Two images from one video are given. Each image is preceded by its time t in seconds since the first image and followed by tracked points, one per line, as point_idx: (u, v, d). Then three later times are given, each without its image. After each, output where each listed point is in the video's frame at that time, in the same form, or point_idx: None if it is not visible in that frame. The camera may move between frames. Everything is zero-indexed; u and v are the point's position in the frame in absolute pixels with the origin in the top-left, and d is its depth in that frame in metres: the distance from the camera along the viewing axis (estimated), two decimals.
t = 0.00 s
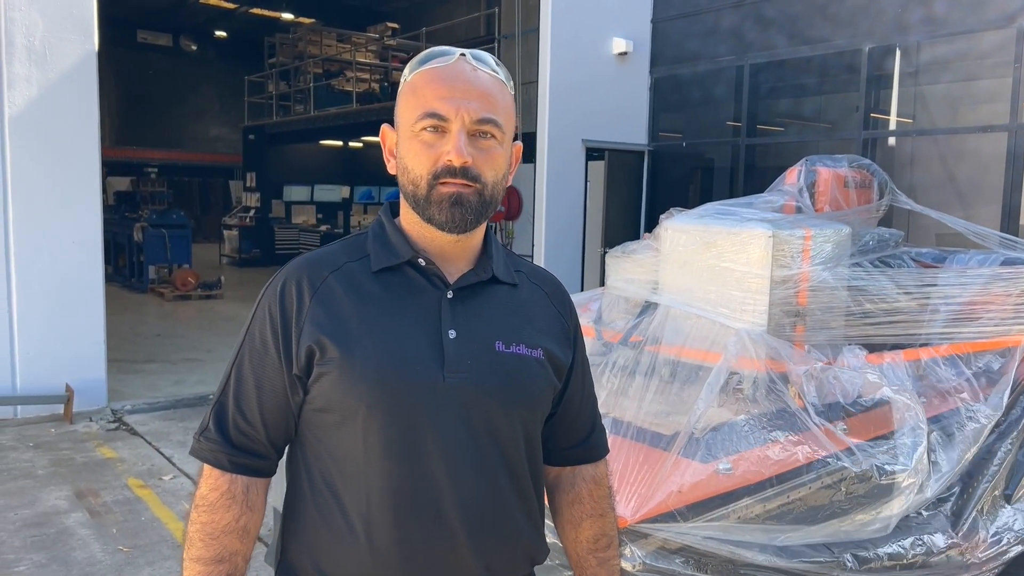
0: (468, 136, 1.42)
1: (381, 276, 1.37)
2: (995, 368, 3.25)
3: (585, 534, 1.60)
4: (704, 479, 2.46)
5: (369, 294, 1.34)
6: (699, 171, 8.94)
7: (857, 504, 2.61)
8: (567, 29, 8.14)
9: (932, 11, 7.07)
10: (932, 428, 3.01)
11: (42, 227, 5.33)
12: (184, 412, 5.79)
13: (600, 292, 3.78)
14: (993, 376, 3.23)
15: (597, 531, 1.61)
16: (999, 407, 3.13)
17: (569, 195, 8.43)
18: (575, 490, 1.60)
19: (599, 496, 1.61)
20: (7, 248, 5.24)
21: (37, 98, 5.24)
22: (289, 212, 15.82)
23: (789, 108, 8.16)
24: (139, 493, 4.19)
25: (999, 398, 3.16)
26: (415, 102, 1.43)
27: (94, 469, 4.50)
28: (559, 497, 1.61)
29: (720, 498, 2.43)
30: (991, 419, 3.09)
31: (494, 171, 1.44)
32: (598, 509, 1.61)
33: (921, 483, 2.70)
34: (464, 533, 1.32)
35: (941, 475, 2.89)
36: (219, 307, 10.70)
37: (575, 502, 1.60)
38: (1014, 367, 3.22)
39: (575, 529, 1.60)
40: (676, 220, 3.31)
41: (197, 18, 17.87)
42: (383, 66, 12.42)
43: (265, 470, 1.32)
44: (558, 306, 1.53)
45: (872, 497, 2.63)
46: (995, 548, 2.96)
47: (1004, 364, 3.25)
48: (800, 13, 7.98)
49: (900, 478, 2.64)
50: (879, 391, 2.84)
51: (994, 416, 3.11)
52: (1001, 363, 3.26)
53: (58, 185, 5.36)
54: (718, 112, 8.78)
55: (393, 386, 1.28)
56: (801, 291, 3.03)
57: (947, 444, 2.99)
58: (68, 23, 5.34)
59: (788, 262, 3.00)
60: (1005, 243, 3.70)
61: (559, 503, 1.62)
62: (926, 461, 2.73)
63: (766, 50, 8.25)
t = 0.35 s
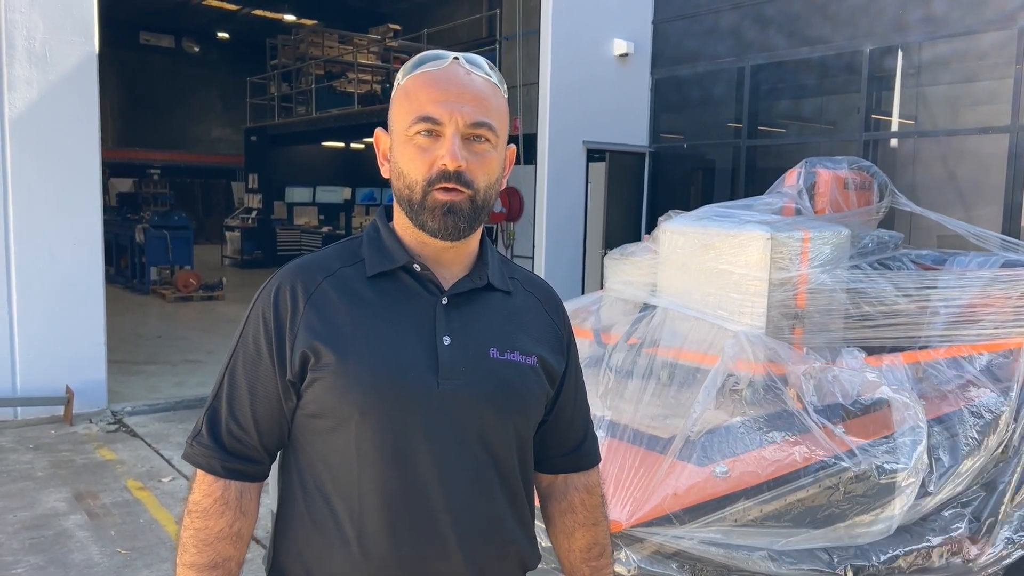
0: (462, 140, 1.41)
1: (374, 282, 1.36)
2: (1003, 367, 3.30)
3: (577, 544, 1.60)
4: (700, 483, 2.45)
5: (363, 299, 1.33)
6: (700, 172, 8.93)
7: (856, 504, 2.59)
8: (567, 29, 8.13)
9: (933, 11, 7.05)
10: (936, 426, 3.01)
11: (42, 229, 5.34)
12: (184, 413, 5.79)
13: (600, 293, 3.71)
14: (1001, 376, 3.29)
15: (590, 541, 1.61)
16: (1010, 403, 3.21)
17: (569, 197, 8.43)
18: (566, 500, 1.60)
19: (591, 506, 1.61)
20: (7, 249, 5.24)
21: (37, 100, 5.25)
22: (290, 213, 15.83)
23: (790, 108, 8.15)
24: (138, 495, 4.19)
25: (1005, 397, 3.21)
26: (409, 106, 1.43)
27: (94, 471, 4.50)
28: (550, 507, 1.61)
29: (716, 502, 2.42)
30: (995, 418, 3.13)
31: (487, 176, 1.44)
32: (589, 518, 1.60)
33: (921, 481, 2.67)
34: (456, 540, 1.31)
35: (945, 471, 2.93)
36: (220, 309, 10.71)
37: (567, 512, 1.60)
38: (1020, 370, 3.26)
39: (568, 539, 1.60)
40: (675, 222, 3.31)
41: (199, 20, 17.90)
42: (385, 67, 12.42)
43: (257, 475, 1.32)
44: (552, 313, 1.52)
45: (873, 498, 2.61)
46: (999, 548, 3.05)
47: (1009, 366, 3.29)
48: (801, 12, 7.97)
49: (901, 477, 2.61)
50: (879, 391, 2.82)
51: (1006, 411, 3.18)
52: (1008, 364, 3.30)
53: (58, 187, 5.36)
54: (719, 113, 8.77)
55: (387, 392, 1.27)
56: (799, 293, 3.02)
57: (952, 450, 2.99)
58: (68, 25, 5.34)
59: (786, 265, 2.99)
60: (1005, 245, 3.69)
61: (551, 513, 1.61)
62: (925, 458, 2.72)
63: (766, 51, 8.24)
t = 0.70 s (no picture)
0: (464, 144, 1.41)
1: (376, 285, 1.36)
2: (1006, 369, 3.29)
3: (574, 548, 1.59)
4: (700, 486, 2.44)
5: (365, 303, 1.32)
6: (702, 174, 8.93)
7: (858, 505, 2.57)
8: (569, 30, 8.13)
9: (935, 11, 7.04)
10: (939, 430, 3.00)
11: (44, 231, 5.35)
12: (185, 415, 5.79)
13: (601, 295, 3.72)
14: (1004, 377, 3.28)
15: (586, 545, 1.60)
16: (1011, 404, 3.21)
17: (571, 198, 8.42)
18: (565, 503, 1.59)
19: (588, 510, 1.60)
20: (8, 251, 5.25)
21: (38, 102, 5.26)
22: (293, 215, 15.84)
23: (792, 109, 8.14)
24: (138, 497, 4.19)
25: (1008, 398, 3.22)
26: (411, 109, 1.42)
27: (94, 473, 4.50)
28: (548, 511, 1.60)
29: (716, 504, 2.40)
30: (998, 420, 3.14)
31: (489, 179, 1.43)
32: (587, 522, 1.60)
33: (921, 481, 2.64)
34: (457, 545, 1.31)
35: (948, 473, 2.92)
36: (222, 310, 10.72)
37: (564, 515, 1.59)
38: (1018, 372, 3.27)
39: (564, 543, 1.59)
40: (675, 224, 3.31)
41: (202, 22, 17.94)
42: (387, 69, 12.42)
43: (259, 478, 1.31)
44: (552, 316, 1.52)
45: (874, 499, 2.58)
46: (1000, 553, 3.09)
47: (1008, 368, 3.29)
48: (802, 13, 7.96)
49: (901, 476, 2.60)
50: (878, 393, 2.83)
51: (1007, 413, 3.18)
52: (1010, 365, 3.29)
53: (59, 189, 5.37)
54: (721, 114, 8.76)
55: (388, 395, 1.27)
56: (800, 295, 3.02)
57: (954, 451, 2.98)
58: (70, 27, 5.35)
59: (787, 267, 2.99)
60: (1007, 247, 3.68)
61: (549, 517, 1.61)
62: (926, 459, 2.69)
63: (768, 51, 8.23)
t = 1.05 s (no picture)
0: (476, 138, 1.38)
1: (385, 280, 1.34)
2: (1009, 368, 3.28)
3: (586, 544, 1.58)
4: (704, 484, 2.43)
5: (375, 298, 1.30)
6: (704, 174, 8.94)
7: (865, 500, 2.57)
8: (571, 30, 8.13)
9: (938, 11, 7.04)
10: (943, 427, 2.99)
11: (46, 230, 5.35)
12: (187, 415, 5.78)
13: (604, 293, 3.73)
14: (1007, 376, 3.27)
15: (598, 540, 1.59)
16: (1015, 404, 3.21)
17: (573, 199, 8.42)
18: (574, 500, 1.58)
19: (598, 504, 1.60)
20: (11, 250, 5.25)
21: (42, 102, 5.26)
22: (294, 216, 15.85)
23: (794, 109, 8.13)
24: (141, 496, 4.19)
25: (1013, 398, 3.22)
26: (422, 103, 1.39)
27: (96, 473, 4.50)
28: (557, 508, 1.59)
29: (723, 500, 2.40)
30: (1003, 419, 3.13)
31: (501, 175, 1.41)
32: (596, 518, 1.59)
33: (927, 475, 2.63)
34: (467, 541, 1.30)
35: (952, 473, 2.91)
36: (223, 310, 10.72)
37: (575, 512, 1.58)
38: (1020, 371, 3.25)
39: (575, 539, 1.59)
40: (678, 223, 3.31)
41: (204, 23, 17.96)
42: (388, 70, 12.29)
43: (267, 474, 1.27)
44: (559, 312, 1.51)
45: (881, 494, 2.58)
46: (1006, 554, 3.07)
47: (1011, 367, 3.27)
48: (805, 13, 7.95)
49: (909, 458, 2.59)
50: (885, 387, 2.82)
51: (1011, 413, 3.17)
52: (1012, 364, 3.29)
53: (62, 189, 5.38)
54: (722, 114, 8.77)
55: (397, 391, 1.25)
56: (804, 294, 3.01)
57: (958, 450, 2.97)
58: (74, 27, 5.35)
59: (790, 266, 2.98)
60: (1011, 246, 3.67)
61: (558, 513, 1.60)
62: (932, 455, 2.67)
63: (771, 51, 8.23)
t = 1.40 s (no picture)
0: (491, 136, 1.37)
1: (395, 275, 1.32)
2: (1011, 367, 3.25)
3: (581, 542, 1.58)
4: (708, 483, 2.43)
5: (385, 294, 1.29)
6: (704, 175, 8.94)
7: (867, 501, 2.55)
8: (572, 31, 8.13)
9: (940, 11, 7.04)
10: (944, 430, 2.99)
11: (46, 229, 5.34)
12: (188, 415, 5.77)
13: (605, 292, 3.72)
14: (1010, 375, 3.23)
15: (594, 539, 1.59)
16: (1017, 405, 3.16)
17: (574, 199, 8.41)
18: (572, 499, 1.58)
19: (595, 503, 1.60)
20: (11, 249, 5.24)
21: (42, 102, 5.26)
22: (295, 217, 15.84)
23: (796, 110, 8.13)
24: (142, 496, 4.18)
25: (1016, 398, 3.17)
26: (437, 99, 1.37)
27: (96, 473, 4.49)
28: (556, 508, 1.58)
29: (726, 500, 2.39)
30: (1006, 420, 3.10)
31: (513, 173, 1.40)
32: (594, 517, 1.59)
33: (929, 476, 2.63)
34: (475, 537, 1.30)
35: (954, 478, 2.89)
36: (224, 311, 10.71)
37: (571, 511, 1.58)
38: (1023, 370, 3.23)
39: (571, 538, 1.58)
40: (680, 223, 3.30)
41: (204, 24, 17.96)
42: (388, 70, 12.22)
43: (270, 468, 1.26)
44: (564, 312, 1.51)
45: (883, 495, 2.57)
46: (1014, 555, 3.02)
47: (1013, 366, 3.25)
48: (807, 13, 7.95)
49: (911, 461, 2.58)
50: (889, 389, 2.81)
51: (1015, 413, 3.13)
52: (1014, 363, 3.25)
53: (63, 189, 5.37)
54: (723, 115, 8.77)
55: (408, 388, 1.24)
56: (806, 293, 3.01)
57: (959, 450, 2.96)
58: (74, 27, 5.35)
59: (793, 265, 2.98)
60: (1013, 245, 3.67)
61: (555, 514, 1.58)
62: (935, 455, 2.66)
63: (773, 52, 8.23)
